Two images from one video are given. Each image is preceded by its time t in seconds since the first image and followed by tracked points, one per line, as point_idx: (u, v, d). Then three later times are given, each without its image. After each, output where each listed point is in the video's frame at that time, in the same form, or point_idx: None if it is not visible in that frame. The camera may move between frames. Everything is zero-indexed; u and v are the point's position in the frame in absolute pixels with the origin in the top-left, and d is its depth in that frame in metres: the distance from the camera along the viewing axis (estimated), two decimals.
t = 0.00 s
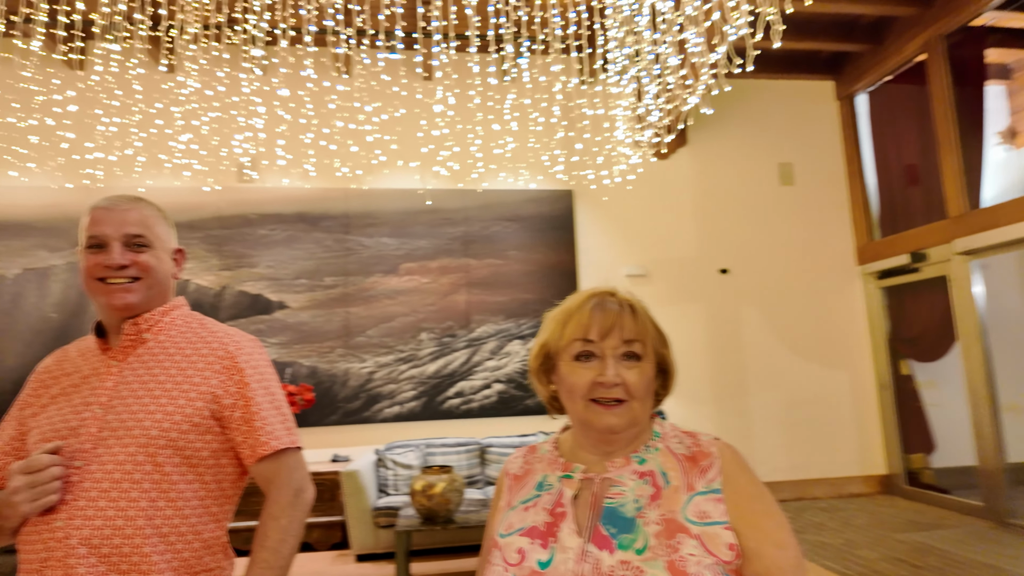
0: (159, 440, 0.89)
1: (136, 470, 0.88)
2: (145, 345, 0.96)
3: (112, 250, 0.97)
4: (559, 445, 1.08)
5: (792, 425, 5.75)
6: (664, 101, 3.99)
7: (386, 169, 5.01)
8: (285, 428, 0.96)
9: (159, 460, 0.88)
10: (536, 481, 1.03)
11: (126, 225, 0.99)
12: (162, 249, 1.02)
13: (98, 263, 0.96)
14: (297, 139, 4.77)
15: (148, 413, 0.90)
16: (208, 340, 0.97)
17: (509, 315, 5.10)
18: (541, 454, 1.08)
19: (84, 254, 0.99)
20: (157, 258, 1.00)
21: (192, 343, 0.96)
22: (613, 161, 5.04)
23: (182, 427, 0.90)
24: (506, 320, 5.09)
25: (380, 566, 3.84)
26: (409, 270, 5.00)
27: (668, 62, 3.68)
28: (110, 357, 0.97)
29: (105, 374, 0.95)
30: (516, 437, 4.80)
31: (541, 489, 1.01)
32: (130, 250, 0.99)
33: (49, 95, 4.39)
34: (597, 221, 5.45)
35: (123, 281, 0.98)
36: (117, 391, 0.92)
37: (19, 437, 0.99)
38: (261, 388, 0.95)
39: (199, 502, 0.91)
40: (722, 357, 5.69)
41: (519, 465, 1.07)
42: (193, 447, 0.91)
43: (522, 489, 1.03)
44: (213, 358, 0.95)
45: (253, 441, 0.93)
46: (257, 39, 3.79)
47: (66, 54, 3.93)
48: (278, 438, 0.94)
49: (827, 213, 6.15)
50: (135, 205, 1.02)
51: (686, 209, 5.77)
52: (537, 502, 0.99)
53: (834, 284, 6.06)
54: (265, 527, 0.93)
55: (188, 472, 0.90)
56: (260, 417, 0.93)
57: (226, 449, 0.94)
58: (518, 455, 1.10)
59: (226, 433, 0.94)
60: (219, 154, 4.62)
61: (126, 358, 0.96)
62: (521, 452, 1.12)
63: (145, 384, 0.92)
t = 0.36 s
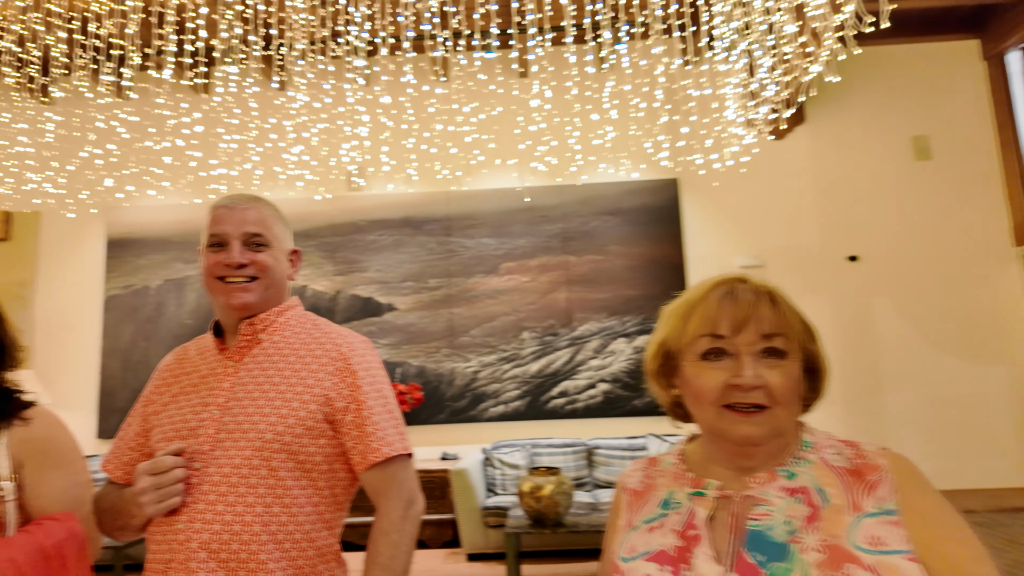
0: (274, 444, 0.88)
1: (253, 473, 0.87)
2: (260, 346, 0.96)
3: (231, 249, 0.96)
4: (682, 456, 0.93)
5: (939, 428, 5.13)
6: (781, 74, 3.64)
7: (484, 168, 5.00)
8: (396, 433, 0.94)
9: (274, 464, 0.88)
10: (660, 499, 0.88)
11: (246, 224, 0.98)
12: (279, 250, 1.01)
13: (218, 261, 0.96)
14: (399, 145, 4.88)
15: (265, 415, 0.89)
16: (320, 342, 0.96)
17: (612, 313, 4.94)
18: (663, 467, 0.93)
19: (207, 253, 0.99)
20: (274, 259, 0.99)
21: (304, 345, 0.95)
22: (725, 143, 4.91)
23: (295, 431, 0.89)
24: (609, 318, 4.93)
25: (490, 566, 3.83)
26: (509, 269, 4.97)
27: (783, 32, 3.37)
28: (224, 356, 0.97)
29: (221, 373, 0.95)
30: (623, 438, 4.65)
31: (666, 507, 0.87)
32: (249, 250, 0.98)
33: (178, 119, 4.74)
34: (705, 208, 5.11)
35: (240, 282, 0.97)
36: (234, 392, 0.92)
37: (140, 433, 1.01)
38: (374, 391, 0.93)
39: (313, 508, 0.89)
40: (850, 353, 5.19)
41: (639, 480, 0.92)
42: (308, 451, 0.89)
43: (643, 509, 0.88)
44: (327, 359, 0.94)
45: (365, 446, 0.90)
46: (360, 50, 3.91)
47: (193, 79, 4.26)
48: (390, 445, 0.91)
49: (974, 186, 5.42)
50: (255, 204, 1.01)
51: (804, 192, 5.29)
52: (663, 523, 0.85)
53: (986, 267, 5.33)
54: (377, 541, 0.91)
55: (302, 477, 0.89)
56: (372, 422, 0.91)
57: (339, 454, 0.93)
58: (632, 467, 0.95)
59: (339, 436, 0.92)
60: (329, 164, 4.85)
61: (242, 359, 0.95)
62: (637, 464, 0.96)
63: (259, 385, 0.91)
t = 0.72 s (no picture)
0: (380, 443, 0.81)
1: (359, 475, 0.80)
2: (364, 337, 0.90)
3: (334, 231, 0.91)
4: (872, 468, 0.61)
5: None
6: (906, 35, 3.23)
7: (571, 160, 4.84)
8: (510, 434, 0.84)
9: (380, 466, 0.81)
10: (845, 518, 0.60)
11: (349, 205, 0.93)
12: (382, 233, 0.95)
13: (322, 244, 0.91)
14: (484, 141, 4.86)
15: (369, 412, 0.83)
16: (425, 333, 0.88)
17: (708, 308, 4.64)
18: (844, 480, 0.63)
19: (310, 238, 0.95)
20: (377, 244, 0.93)
21: (409, 336, 0.88)
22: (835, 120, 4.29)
23: (402, 429, 0.82)
24: (706, 313, 4.63)
25: (585, 570, 3.70)
26: (596, 264, 4.80)
27: None
28: (327, 348, 0.92)
29: (324, 366, 0.90)
30: (724, 442, 4.40)
31: (853, 528, 0.58)
32: (352, 231, 0.92)
33: (275, 126, 4.98)
34: (811, 196, 4.58)
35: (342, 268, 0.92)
36: (338, 387, 0.86)
37: (243, 428, 0.97)
38: (484, 387, 0.84)
39: (421, 514, 0.82)
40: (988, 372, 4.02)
41: (813, 493, 0.64)
42: (415, 452, 0.82)
43: (820, 530, 0.61)
44: (432, 352, 0.86)
45: (476, 448, 0.81)
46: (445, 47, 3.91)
47: (286, 86, 4.50)
48: (504, 447, 0.81)
49: None
50: (359, 185, 0.96)
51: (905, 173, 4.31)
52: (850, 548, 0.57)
53: None
54: (490, 555, 0.81)
55: (409, 481, 0.82)
56: (482, 421, 0.82)
57: (447, 455, 0.84)
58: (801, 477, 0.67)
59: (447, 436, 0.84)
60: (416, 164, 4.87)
61: (346, 350, 0.90)
62: (809, 474, 0.67)
63: (365, 379, 0.85)
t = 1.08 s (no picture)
0: (466, 451, 0.74)
1: (442, 485, 0.73)
2: (442, 331, 0.84)
3: (408, 213, 0.90)
4: None
5: None
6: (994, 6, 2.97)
7: (622, 152, 4.56)
8: (609, 442, 0.74)
9: (464, 475, 0.73)
10: None
11: (425, 185, 0.92)
12: (457, 217, 0.93)
13: (397, 227, 0.90)
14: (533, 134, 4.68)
15: (452, 414, 0.75)
16: (509, 328, 0.81)
17: (766, 305, 4.23)
18: None
19: (383, 220, 0.93)
20: (452, 228, 0.91)
21: (491, 332, 0.81)
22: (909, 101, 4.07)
23: (489, 434, 0.74)
24: (764, 311, 4.23)
25: None
26: (646, 261, 4.46)
27: None
28: (404, 345, 0.86)
29: (401, 365, 0.83)
30: (784, 445, 4.06)
31: None
32: (427, 214, 0.91)
33: (323, 126, 5.04)
34: (876, 186, 4.19)
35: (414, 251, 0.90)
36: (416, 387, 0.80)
37: (313, 432, 0.92)
38: (579, 387, 0.75)
39: (510, 531, 0.74)
40: None
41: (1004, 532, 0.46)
42: (502, 460, 0.74)
43: None
44: (519, 348, 0.78)
45: (571, 457, 0.72)
46: (492, 40, 3.83)
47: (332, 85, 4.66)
48: (604, 457, 0.71)
49: None
50: (434, 164, 0.95)
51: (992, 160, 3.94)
52: None
53: None
54: None
55: (497, 492, 0.74)
56: (578, 426, 0.72)
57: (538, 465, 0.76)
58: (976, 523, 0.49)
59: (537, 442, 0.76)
60: (464, 159, 4.63)
61: (423, 346, 0.84)
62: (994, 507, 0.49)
63: (447, 380, 0.78)
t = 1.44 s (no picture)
0: (524, 464, 0.67)
1: (498, 501, 0.67)
2: (493, 333, 0.79)
3: (451, 208, 0.84)
4: None
5: None
6: None
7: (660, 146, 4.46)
8: (682, 453, 0.66)
9: (522, 490, 0.67)
10: None
11: (469, 176, 0.85)
12: (504, 210, 0.87)
13: (440, 223, 0.84)
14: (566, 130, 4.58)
15: (506, 424, 0.70)
16: (566, 329, 0.75)
17: (810, 303, 4.06)
18: None
19: (425, 216, 0.88)
20: (499, 221, 0.85)
21: (546, 333, 0.75)
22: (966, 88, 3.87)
23: (548, 445, 0.68)
24: (808, 310, 4.05)
25: None
26: (684, 259, 4.32)
27: None
28: (452, 349, 0.82)
29: (450, 371, 0.78)
30: (832, 449, 3.87)
31: None
32: (471, 208, 0.85)
33: (356, 125, 5.04)
34: (926, 176, 3.99)
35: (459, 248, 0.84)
36: (467, 394, 0.74)
37: (362, 442, 0.88)
38: (646, 393, 0.67)
39: (575, 552, 0.67)
40: None
41: None
42: (563, 474, 0.67)
43: None
44: (577, 350, 0.72)
45: (640, 471, 0.64)
46: (524, 36, 3.77)
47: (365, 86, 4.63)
48: (678, 471, 0.63)
49: None
50: (478, 152, 0.89)
51: None
52: None
53: None
54: None
55: (559, 509, 0.67)
56: (647, 436, 0.65)
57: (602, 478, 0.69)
58: None
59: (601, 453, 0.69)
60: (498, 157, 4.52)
61: (473, 350, 0.79)
62: None
63: (500, 386, 0.72)
